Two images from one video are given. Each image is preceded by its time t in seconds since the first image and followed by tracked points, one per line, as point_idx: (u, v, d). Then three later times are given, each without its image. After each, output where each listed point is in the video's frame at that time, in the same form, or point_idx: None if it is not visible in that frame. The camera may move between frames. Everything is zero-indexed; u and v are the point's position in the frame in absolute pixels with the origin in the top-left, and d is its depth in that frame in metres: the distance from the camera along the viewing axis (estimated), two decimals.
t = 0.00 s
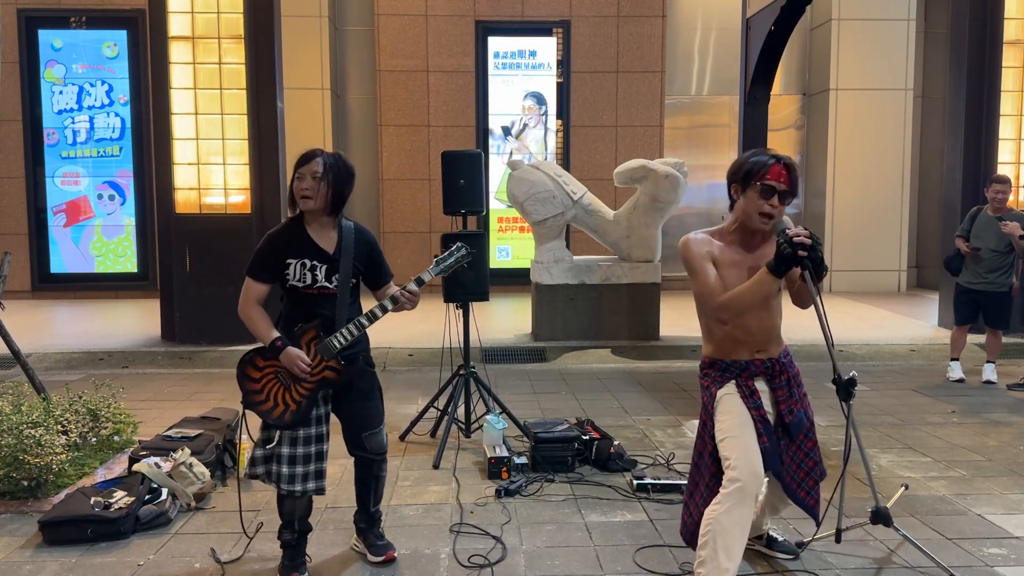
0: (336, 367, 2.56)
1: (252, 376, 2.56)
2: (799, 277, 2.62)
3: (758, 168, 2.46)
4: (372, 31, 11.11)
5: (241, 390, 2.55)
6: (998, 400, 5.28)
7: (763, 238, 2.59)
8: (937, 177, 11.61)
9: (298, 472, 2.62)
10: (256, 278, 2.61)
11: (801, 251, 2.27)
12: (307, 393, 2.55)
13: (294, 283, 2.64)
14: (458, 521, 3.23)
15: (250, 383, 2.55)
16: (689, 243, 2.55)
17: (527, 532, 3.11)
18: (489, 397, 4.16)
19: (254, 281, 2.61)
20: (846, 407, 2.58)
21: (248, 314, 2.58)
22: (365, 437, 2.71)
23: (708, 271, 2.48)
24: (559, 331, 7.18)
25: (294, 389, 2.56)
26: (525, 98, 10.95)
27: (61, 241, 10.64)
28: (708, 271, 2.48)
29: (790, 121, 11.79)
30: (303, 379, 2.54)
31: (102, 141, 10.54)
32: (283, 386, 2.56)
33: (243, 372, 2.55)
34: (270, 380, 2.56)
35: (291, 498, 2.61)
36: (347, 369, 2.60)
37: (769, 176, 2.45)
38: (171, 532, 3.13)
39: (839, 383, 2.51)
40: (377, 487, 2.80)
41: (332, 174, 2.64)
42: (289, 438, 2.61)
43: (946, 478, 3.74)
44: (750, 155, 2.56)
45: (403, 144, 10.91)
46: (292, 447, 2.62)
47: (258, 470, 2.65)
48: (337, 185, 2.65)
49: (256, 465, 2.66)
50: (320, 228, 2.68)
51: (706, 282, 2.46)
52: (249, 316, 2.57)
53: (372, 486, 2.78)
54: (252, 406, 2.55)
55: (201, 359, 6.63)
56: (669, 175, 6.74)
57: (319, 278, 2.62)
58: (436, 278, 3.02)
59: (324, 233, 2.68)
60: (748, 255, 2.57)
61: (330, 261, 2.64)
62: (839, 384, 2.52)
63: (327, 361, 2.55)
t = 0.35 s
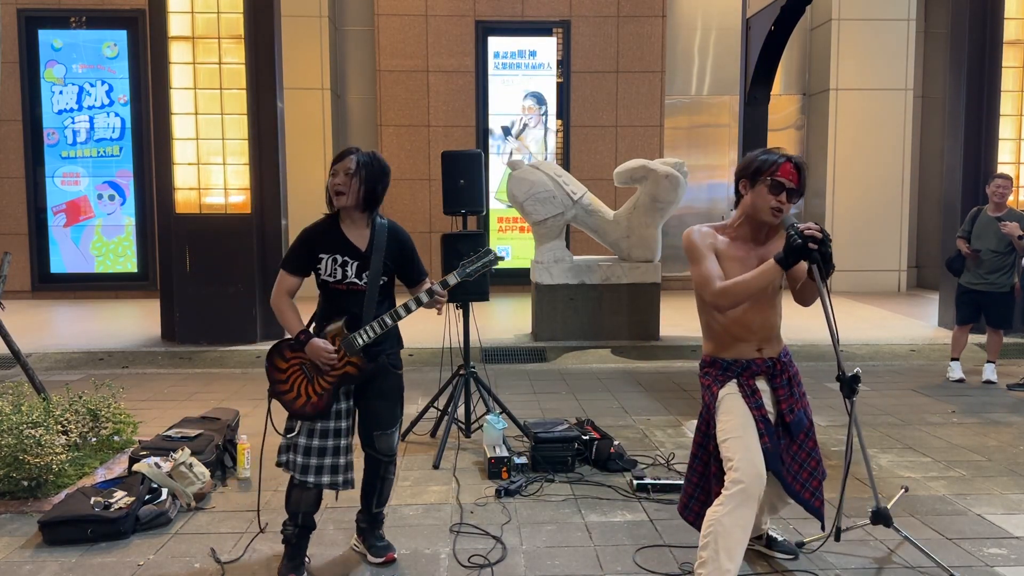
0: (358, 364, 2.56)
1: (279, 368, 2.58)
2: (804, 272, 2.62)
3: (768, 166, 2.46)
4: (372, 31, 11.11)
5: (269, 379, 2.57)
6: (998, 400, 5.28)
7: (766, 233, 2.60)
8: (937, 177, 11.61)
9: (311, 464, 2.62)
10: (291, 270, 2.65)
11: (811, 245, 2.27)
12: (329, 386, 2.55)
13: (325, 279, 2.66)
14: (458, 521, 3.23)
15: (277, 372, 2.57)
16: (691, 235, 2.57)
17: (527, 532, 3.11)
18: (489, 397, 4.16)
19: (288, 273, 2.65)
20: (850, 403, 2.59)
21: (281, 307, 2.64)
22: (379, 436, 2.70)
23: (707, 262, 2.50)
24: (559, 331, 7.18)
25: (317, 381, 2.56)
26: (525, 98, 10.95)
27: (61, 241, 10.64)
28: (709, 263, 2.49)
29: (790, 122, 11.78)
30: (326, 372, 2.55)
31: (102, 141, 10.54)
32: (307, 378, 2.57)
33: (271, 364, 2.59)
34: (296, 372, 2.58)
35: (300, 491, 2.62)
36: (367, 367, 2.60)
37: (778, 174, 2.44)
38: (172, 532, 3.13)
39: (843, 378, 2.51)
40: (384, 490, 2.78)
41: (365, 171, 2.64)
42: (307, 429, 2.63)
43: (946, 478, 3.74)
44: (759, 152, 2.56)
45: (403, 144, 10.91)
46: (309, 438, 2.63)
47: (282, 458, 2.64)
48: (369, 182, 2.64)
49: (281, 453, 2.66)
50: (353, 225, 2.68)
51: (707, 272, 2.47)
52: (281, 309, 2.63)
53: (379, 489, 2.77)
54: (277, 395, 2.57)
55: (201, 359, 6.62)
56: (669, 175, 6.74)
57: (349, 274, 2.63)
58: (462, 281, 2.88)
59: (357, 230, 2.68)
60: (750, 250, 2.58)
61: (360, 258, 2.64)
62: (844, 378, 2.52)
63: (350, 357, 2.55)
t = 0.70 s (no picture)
0: (366, 359, 2.56)
1: (289, 366, 2.60)
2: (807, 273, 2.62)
3: (769, 168, 2.46)
4: (372, 31, 11.10)
5: (279, 376, 2.61)
6: (999, 400, 5.28)
7: (766, 235, 2.61)
8: (937, 177, 11.61)
9: (316, 463, 2.61)
10: (309, 271, 2.71)
11: (820, 247, 2.26)
12: (337, 382, 2.55)
13: (339, 278, 2.70)
14: (458, 521, 3.23)
15: (287, 371, 2.60)
16: (692, 237, 2.56)
17: (527, 532, 3.11)
18: (489, 397, 4.16)
19: (306, 274, 2.71)
20: (853, 404, 2.59)
21: (299, 307, 2.71)
22: (384, 439, 2.70)
23: (710, 263, 2.48)
24: (559, 331, 7.18)
25: (325, 378, 2.56)
26: (526, 98, 10.95)
27: (61, 241, 10.63)
28: (713, 263, 2.47)
29: (790, 122, 11.78)
30: (333, 368, 2.55)
31: (102, 141, 10.53)
32: (315, 375, 2.56)
33: (282, 363, 2.61)
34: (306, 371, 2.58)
35: (305, 491, 2.62)
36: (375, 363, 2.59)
37: (778, 175, 2.43)
38: (171, 532, 3.13)
39: (846, 379, 2.52)
40: (388, 493, 2.77)
41: (382, 190, 2.65)
42: (312, 428, 2.63)
43: (946, 478, 3.74)
44: (760, 154, 2.55)
45: (403, 145, 10.91)
46: (313, 437, 2.63)
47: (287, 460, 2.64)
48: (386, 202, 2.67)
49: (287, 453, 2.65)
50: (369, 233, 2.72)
51: (712, 272, 2.45)
52: (299, 309, 2.71)
53: (383, 491, 2.76)
54: (287, 394, 2.58)
55: (201, 359, 6.62)
56: (669, 175, 6.74)
57: (362, 275, 2.67)
58: (467, 272, 2.85)
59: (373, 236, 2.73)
60: (750, 251, 2.59)
61: (374, 260, 2.69)
62: (848, 380, 2.52)
63: (357, 352, 2.57)
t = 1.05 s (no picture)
0: (371, 358, 2.59)
1: (289, 363, 2.60)
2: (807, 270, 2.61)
3: (764, 168, 2.46)
4: (372, 31, 11.11)
5: (280, 373, 2.60)
6: (998, 400, 5.28)
7: (767, 234, 2.61)
8: (937, 177, 11.61)
9: (319, 462, 2.61)
10: (309, 263, 2.66)
11: (819, 243, 2.26)
12: (342, 380, 2.57)
13: (340, 272, 2.66)
14: (457, 521, 3.23)
15: (289, 368, 2.60)
16: (691, 237, 2.56)
17: (527, 532, 3.11)
18: (489, 397, 4.16)
19: (307, 265, 2.65)
20: (852, 402, 2.59)
21: (301, 299, 2.64)
22: (384, 435, 2.70)
23: (710, 261, 2.48)
24: (559, 331, 7.18)
25: (329, 376, 2.58)
26: (525, 98, 10.94)
27: (61, 241, 10.63)
28: (712, 261, 2.47)
29: (790, 122, 11.78)
30: (338, 367, 2.57)
31: (102, 141, 10.53)
32: (319, 373, 2.58)
33: (281, 358, 2.60)
34: (308, 367, 2.59)
35: (304, 489, 2.60)
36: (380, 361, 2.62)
37: (775, 174, 2.43)
38: (171, 532, 3.13)
39: (846, 377, 2.52)
40: (385, 490, 2.78)
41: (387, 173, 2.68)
42: (316, 427, 2.61)
43: (946, 478, 3.74)
44: (758, 156, 2.56)
45: (403, 144, 10.91)
46: (316, 436, 2.61)
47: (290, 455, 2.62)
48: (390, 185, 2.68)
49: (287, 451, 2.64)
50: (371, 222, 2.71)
51: (712, 269, 2.44)
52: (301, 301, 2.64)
53: (381, 486, 2.77)
54: (289, 391, 2.57)
55: (201, 359, 6.62)
56: (669, 175, 6.74)
57: (365, 269, 2.64)
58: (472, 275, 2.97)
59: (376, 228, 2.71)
60: (750, 250, 2.59)
61: (376, 253, 2.66)
62: (848, 378, 2.52)
63: (362, 352, 2.59)
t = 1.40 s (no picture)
0: (362, 363, 2.59)
1: (276, 372, 2.53)
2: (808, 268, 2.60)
3: (766, 168, 2.47)
4: (372, 31, 11.10)
5: (265, 384, 2.53)
6: (998, 400, 5.28)
7: (768, 233, 2.61)
8: (937, 177, 11.61)
9: (312, 471, 2.61)
10: (287, 269, 2.57)
11: (820, 238, 2.28)
12: (332, 388, 2.55)
13: (319, 277, 2.62)
14: (458, 521, 3.23)
15: (275, 378, 2.53)
16: (693, 236, 2.56)
17: (527, 532, 3.11)
18: (489, 397, 4.16)
19: (285, 272, 2.57)
20: (852, 400, 2.59)
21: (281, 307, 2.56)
22: (374, 436, 2.72)
23: (710, 258, 2.48)
24: (559, 331, 7.18)
25: (319, 384, 2.54)
26: (525, 98, 10.95)
27: (61, 241, 10.63)
28: (713, 259, 2.47)
29: (790, 122, 11.79)
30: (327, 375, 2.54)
31: (102, 141, 10.53)
32: (308, 380, 2.54)
33: (266, 368, 2.53)
34: (295, 374, 2.54)
35: (300, 498, 2.62)
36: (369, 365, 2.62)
37: (777, 174, 2.43)
38: (171, 532, 3.13)
39: (848, 375, 2.52)
40: (381, 489, 2.79)
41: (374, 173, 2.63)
42: (306, 435, 2.61)
43: (945, 478, 3.74)
44: (761, 158, 2.57)
45: (403, 144, 10.91)
46: (307, 444, 2.61)
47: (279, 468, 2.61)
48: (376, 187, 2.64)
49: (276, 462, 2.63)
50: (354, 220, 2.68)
51: (712, 265, 2.44)
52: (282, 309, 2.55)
53: (376, 487, 2.78)
54: (277, 402, 2.53)
55: (201, 359, 6.62)
56: (669, 175, 6.74)
57: (345, 272, 2.62)
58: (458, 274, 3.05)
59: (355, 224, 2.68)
60: (751, 250, 2.59)
61: (356, 256, 2.64)
62: (849, 376, 2.52)
63: (351, 357, 2.58)
